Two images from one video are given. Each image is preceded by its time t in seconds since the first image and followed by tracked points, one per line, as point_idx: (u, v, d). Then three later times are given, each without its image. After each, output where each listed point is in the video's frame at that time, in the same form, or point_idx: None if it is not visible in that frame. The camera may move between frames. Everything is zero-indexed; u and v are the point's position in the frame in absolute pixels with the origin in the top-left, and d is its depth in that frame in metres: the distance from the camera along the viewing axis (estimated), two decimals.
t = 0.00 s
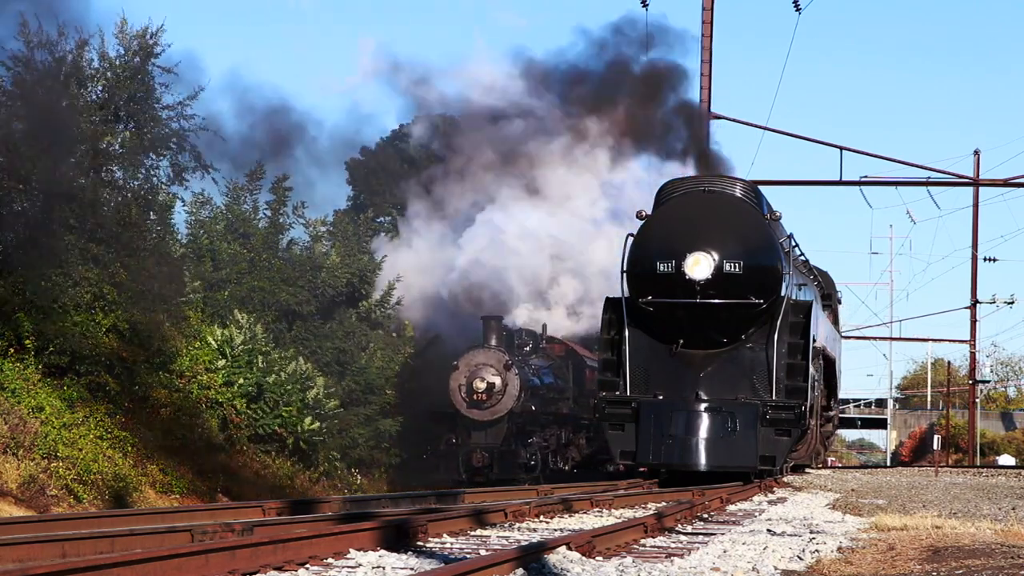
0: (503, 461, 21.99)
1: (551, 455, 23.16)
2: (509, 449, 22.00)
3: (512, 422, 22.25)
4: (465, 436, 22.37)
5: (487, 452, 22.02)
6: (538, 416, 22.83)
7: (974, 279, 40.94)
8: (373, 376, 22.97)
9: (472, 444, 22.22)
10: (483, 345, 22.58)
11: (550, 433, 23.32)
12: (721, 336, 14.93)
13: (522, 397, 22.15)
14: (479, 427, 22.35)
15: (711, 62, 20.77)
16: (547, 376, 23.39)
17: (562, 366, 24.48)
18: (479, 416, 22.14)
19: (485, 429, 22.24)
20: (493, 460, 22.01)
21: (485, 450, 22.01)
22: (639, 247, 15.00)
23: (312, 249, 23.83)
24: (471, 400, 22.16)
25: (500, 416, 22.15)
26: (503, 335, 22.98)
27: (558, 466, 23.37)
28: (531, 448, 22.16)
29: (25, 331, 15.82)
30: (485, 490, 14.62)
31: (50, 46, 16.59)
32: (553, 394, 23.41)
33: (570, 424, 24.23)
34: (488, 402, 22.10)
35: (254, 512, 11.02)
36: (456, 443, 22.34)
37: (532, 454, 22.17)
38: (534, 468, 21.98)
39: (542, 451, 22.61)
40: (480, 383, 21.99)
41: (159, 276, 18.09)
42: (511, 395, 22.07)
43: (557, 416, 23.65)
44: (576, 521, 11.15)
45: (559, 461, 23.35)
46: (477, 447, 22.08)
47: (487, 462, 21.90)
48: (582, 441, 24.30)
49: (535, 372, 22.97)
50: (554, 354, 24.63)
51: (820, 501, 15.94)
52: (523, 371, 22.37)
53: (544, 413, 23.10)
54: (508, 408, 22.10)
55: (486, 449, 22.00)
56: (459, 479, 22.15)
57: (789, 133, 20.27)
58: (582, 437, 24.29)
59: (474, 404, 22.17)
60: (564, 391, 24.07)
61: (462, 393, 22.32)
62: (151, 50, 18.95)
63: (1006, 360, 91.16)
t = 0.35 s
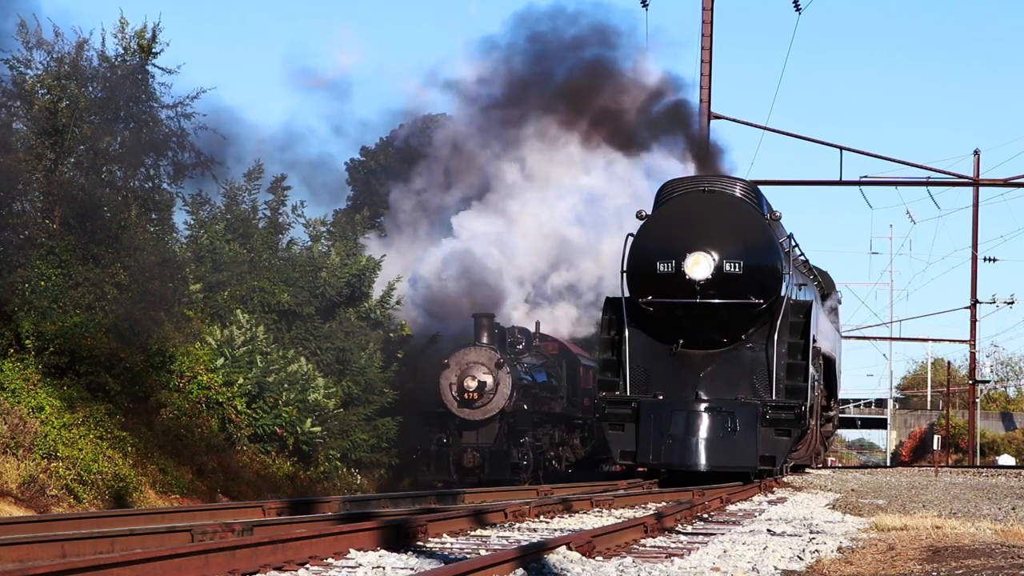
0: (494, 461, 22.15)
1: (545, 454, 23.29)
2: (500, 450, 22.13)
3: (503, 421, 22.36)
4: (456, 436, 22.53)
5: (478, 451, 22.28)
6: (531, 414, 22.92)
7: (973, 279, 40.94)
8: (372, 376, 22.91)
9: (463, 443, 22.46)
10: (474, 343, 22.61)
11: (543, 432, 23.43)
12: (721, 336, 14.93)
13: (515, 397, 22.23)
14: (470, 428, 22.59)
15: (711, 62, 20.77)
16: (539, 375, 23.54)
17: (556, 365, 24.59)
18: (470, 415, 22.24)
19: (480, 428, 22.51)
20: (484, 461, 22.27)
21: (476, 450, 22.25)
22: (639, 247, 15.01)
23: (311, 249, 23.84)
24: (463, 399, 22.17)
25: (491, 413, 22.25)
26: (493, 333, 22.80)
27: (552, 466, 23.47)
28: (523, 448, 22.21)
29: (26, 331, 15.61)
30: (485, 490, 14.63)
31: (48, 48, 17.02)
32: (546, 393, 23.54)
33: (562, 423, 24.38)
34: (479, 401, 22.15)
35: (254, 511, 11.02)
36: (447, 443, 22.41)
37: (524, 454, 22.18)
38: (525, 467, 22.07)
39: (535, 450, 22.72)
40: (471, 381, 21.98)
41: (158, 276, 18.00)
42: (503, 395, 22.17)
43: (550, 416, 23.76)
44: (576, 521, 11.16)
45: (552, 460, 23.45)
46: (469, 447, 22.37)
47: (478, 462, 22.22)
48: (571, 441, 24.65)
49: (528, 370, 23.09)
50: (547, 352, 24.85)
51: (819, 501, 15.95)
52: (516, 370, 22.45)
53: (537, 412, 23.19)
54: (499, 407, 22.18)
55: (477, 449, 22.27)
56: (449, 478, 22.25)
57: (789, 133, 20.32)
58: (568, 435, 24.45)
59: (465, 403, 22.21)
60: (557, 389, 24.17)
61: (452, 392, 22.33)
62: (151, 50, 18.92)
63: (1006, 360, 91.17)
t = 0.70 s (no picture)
0: (486, 462, 21.99)
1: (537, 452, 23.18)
2: (491, 450, 21.98)
3: (495, 421, 22.16)
4: (447, 436, 22.34)
5: (469, 451, 22.10)
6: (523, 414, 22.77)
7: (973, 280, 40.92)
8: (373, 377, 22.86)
9: (455, 443, 22.27)
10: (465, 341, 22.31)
11: (535, 431, 23.32)
12: (721, 336, 14.93)
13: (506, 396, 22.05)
14: (462, 427, 22.35)
15: (711, 62, 20.77)
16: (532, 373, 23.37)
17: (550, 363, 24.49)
18: (461, 414, 22.03)
19: (471, 427, 22.25)
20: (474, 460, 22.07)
21: (467, 450, 22.06)
22: (639, 247, 15.00)
23: (311, 249, 23.82)
24: (452, 399, 21.97)
25: (483, 413, 21.98)
26: (484, 331, 22.46)
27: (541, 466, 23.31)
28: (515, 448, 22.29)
29: (25, 332, 15.59)
30: (485, 490, 14.63)
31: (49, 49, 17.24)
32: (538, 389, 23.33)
33: (555, 422, 24.25)
34: (470, 400, 21.93)
35: (254, 512, 11.02)
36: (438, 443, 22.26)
37: (515, 454, 22.26)
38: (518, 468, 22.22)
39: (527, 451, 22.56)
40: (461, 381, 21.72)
41: (157, 275, 17.91)
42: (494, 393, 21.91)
43: (543, 415, 23.61)
44: (576, 520, 11.16)
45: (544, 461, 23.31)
46: (460, 447, 22.18)
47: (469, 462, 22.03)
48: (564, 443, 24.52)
49: (522, 369, 22.90)
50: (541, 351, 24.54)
51: (819, 501, 15.96)
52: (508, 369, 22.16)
53: (529, 412, 23.03)
54: (491, 406, 21.93)
55: (468, 449, 22.08)
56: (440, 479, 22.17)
57: (789, 133, 20.33)
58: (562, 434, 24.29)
59: (456, 402, 21.99)
60: (550, 388, 24.03)
61: (443, 391, 22.10)
62: (151, 51, 18.88)
63: (1006, 360, 91.17)
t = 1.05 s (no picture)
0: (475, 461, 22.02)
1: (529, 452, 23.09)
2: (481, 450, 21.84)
3: (485, 420, 22.10)
4: (437, 435, 22.17)
5: (458, 451, 22.00)
6: (514, 413, 22.65)
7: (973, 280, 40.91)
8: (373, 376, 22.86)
9: (444, 443, 22.11)
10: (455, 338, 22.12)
11: (527, 431, 23.19)
12: (721, 336, 14.93)
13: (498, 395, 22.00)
14: (451, 425, 22.17)
15: (711, 61, 20.76)
16: (524, 371, 23.22)
17: (542, 362, 24.34)
18: (450, 412, 21.91)
19: (461, 427, 22.06)
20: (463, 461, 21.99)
21: (455, 451, 21.94)
22: (639, 247, 15.00)
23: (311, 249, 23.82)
24: (442, 397, 21.81)
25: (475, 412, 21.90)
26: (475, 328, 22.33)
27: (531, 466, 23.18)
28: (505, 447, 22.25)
29: (26, 332, 15.61)
30: (485, 490, 14.62)
31: (51, 48, 17.29)
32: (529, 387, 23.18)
33: (548, 422, 24.10)
34: (462, 399, 21.82)
35: (254, 512, 11.02)
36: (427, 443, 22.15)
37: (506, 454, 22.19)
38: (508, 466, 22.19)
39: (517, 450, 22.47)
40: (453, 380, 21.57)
41: (157, 274, 17.94)
42: (484, 392, 21.83)
43: (535, 414, 23.46)
44: (576, 521, 11.16)
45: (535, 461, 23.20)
46: (450, 447, 22.03)
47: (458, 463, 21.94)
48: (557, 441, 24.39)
49: (513, 367, 22.77)
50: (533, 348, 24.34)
51: (820, 501, 15.95)
52: (499, 366, 22.05)
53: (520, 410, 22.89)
54: (481, 405, 21.81)
55: (457, 450, 21.96)
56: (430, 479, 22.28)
57: (789, 133, 20.34)
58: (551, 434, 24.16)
59: (447, 401, 21.86)
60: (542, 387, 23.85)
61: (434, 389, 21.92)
62: (150, 51, 18.86)
63: (1006, 360, 91.16)
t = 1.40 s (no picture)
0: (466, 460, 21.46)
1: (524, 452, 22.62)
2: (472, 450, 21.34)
3: (477, 420, 21.58)
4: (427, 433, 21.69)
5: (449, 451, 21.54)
6: (505, 412, 22.14)
7: (973, 280, 40.93)
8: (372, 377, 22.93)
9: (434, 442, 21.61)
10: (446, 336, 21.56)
11: (519, 430, 22.67)
12: (721, 336, 14.93)
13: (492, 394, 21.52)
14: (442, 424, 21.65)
15: (711, 61, 20.75)
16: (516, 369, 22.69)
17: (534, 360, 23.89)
18: (441, 411, 21.38)
19: (452, 427, 21.56)
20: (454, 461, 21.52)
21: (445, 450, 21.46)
22: (639, 247, 14.99)
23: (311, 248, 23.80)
24: (433, 396, 21.29)
25: (464, 411, 21.37)
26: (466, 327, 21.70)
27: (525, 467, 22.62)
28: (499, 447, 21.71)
29: (27, 332, 15.58)
30: (485, 490, 14.62)
31: (49, 49, 17.34)
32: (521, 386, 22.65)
33: (542, 422, 23.58)
34: (451, 398, 21.30)
35: (254, 512, 11.02)
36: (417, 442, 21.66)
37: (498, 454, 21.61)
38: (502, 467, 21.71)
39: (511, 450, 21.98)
40: (443, 378, 21.06)
41: (156, 273, 17.80)
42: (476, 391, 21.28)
43: (528, 413, 22.96)
44: (576, 521, 11.16)
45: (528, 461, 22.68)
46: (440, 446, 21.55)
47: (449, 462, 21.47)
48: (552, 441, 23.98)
49: (505, 366, 22.26)
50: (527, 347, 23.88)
51: (820, 501, 15.95)
52: (491, 365, 21.53)
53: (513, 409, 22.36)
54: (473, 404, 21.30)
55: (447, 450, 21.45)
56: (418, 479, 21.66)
57: (789, 133, 20.35)
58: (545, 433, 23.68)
59: (437, 400, 21.37)
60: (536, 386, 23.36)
61: (424, 387, 21.45)
62: (147, 50, 18.86)
63: (1006, 360, 91.15)
